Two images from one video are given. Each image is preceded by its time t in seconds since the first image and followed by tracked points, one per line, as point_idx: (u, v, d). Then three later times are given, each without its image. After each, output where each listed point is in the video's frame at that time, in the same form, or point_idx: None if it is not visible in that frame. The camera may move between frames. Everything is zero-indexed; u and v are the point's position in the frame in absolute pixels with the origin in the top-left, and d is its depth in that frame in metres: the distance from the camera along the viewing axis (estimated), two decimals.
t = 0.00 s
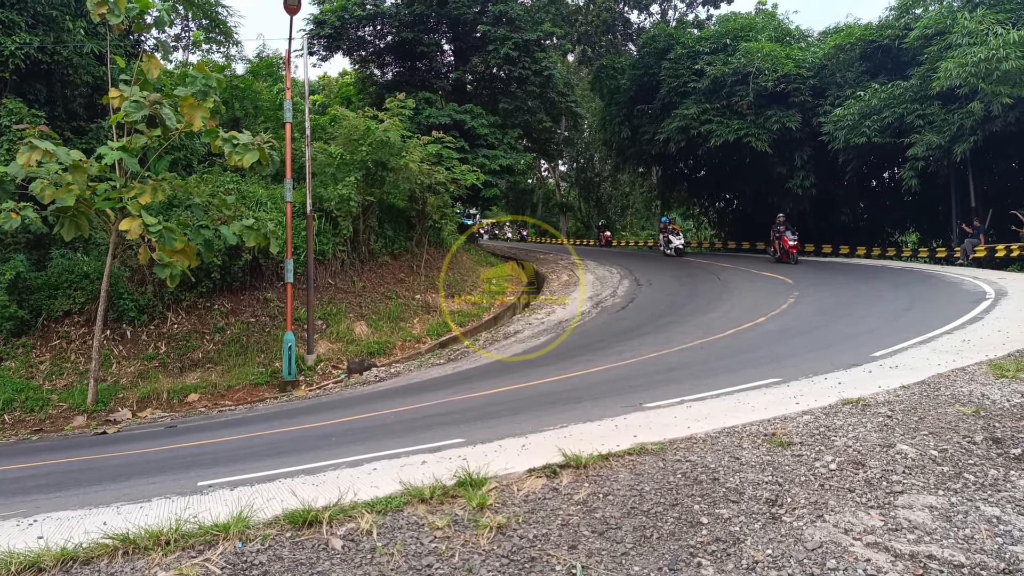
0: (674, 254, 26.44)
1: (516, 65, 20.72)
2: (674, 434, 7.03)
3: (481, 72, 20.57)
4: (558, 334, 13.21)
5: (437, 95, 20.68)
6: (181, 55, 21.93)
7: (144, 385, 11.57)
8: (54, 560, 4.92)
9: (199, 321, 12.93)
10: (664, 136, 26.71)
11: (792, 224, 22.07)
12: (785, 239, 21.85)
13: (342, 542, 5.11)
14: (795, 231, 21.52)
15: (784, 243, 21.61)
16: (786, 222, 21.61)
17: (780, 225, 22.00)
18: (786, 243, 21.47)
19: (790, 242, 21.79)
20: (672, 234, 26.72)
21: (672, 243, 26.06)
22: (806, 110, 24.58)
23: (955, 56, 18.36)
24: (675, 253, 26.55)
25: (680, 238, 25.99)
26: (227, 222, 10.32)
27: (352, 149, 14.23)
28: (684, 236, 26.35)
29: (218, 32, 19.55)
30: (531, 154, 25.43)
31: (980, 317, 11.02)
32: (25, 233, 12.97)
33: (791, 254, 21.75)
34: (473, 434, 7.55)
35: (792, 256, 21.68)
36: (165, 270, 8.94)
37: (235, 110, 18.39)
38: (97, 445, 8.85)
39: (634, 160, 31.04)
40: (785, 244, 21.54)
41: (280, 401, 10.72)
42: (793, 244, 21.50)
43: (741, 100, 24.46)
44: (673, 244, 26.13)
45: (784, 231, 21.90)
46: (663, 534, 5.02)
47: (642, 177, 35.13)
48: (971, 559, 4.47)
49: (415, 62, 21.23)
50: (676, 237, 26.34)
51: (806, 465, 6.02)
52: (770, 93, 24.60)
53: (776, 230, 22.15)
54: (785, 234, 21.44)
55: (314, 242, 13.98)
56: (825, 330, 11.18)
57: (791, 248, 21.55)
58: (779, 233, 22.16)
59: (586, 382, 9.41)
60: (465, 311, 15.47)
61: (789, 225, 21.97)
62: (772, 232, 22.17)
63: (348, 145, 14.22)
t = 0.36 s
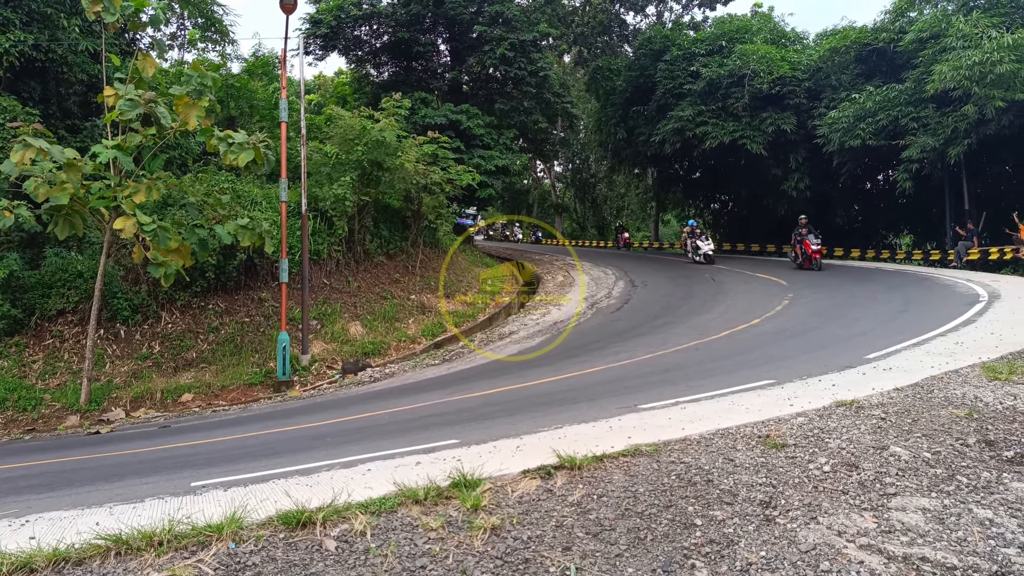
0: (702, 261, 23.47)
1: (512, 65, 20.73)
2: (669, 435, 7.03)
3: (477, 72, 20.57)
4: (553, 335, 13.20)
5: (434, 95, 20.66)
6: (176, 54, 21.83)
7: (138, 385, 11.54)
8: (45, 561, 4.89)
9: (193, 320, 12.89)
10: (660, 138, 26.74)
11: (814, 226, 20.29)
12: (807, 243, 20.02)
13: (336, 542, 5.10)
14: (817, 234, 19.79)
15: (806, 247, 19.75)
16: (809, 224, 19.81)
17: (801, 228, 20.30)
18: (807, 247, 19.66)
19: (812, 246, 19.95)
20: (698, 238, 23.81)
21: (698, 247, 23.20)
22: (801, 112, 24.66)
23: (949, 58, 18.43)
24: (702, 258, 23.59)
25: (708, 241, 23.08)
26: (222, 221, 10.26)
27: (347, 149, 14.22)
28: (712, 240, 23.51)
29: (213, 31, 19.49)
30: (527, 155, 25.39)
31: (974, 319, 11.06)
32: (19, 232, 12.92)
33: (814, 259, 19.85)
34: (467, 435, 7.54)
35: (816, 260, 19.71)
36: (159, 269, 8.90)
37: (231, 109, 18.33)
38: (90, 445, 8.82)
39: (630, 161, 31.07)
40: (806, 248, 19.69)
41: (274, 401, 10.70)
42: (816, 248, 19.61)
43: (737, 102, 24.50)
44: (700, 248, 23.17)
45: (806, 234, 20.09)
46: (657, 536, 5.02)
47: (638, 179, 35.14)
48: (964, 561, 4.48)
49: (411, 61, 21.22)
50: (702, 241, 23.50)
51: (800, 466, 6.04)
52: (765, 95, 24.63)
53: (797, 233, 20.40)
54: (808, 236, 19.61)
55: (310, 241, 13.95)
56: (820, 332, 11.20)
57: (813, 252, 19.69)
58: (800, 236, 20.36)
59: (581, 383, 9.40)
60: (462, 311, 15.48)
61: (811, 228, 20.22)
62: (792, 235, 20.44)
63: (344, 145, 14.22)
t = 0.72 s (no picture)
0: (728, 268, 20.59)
1: (509, 65, 20.73)
2: (666, 436, 7.04)
3: (474, 72, 20.55)
4: (550, 335, 13.20)
5: (431, 94, 20.67)
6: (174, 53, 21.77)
7: (135, 385, 11.53)
8: (42, 562, 4.88)
9: (190, 320, 12.88)
10: (658, 138, 26.75)
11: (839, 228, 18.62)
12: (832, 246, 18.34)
13: (333, 543, 5.10)
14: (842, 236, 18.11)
15: (831, 251, 18.09)
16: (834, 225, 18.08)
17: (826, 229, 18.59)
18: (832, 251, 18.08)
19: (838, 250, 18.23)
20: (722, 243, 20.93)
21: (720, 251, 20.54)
22: (798, 111, 24.69)
23: (947, 58, 18.46)
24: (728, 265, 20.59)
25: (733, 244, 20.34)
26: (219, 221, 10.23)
27: (345, 149, 14.22)
28: (738, 243, 20.64)
29: (211, 31, 19.45)
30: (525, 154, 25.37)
31: (971, 319, 11.08)
32: (16, 231, 12.90)
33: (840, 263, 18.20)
34: (465, 436, 7.54)
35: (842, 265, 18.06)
36: (157, 269, 8.87)
37: (228, 109, 18.30)
38: (88, 445, 8.81)
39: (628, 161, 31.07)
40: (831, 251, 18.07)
41: (272, 401, 10.70)
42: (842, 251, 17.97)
43: (734, 102, 24.51)
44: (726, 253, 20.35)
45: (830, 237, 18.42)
46: (654, 536, 5.03)
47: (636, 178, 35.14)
48: (960, 561, 4.49)
49: (408, 61, 21.24)
50: (727, 244, 20.63)
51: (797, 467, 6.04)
52: (763, 95, 24.64)
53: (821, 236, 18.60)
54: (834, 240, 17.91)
55: (307, 241, 13.94)
56: (817, 332, 11.21)
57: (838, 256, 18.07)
58: (824, 238, 18.68)
59: (579, 383, 9.40)
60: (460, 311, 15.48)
61: (835, 229, 18.58)
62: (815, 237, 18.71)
63: (341, 145, 14.24)
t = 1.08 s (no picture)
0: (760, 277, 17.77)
1: (511, 65, 20.73)
2: (668, 435, 7.03)
3: (476, 72, 20.53)
4: (552, 335, 13.20)
5: (433, 94, 20.70)
6: (175, 54, 21.78)
7: (138, 386, 11.55)
8: (46, 562, 4.88)
9: (193, 321, 12.89)
10: (659, 137, 26.72)
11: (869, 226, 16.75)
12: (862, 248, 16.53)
13: (336, 543, 5.10)
14: (874, 236, 16.25)
15: (862, 253, 16.31)
16: (865, 225, 16.17)
17: (855, 229, 16.76)
18: (863, 253, 16.27)
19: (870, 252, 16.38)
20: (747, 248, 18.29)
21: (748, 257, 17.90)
22: (800, 110, 24.67)
23: (949, 56, 18.43)
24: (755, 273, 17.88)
25: (761, 248, 17.54)
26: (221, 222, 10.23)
27: (347, 149, 14.24)
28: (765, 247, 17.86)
29: (212, 31, 19.46)
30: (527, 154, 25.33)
31: (974, 318, 11.05)
32: (19, 232, 12.92)
33: (873, 266, 16.43)
34: (467, 436, 7.54)
35: (875, 268, 16.28)
36: (159, 270, 8.88)
37: (229, 110, 18.31)
38: (91, 446, 8.82)
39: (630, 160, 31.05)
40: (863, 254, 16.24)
41: (274, 402, 10.71)
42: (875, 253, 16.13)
43: (735, 100, 24.51)
44: (752, 258, 17.65)
45: (861, 237, 16.55)
46: (657, 535, 5.03)
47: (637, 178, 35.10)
48: (964, 560, 4.48)
49: (409, 61, 21.30)
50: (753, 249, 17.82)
51: (799, 466, 6.03)
52: (765, 94, 24.62)
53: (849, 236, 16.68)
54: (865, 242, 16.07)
55: (309, 242, 13.94)
56: (820, 331, 11.18)
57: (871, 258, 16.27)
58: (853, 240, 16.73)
59: (581, 383, 9.39)
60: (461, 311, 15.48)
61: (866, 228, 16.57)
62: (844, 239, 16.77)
63: (343, 145, 14.25)
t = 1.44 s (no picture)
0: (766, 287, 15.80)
1: (502, 65, 20.74)
2: (658, 434, 7.06)
3: (467, 72, 20.55)
4: (543, 335, 13.22)
5: (424, 94, 20.72)
6: (166, 54, 21.71)
7: (126, 385, 11.48)
8: (32, 563, 4.84)
9: (182, 321, 12.83)
10: (650, 139, 26.80)
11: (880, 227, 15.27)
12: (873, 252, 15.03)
13: (325, 543, 5.09)
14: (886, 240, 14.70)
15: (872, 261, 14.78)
16: (877, 227, 14.64)
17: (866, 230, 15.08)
18: (874, 258, 14.83)
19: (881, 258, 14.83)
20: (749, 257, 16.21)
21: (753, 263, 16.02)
22: (789, 112, 24.83)
23: (937, 59, 18.56)
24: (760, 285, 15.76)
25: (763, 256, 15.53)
26: (211, 221, 10.18)
27: (338, 148, 14.23)
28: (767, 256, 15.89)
29: (203, 31, 19.38)
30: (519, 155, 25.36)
31: (961, 318, 11.14)
32: (6, 231, 12.82)
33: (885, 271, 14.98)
34: (457, 435, 7.53)
35: (887, 274, 14.86)
36: (148, 270, 8.82)
37: (220, 109, 18.26)
38: (79, 446, 8.76)
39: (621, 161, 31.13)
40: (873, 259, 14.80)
41: (264, 401, 10.67)
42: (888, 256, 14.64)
43: (726, 103, 24.65)
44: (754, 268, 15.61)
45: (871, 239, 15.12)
46: (647, 534, 5.04)
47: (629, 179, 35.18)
48: (950, 557, 4.52)
49: (401, 61, 21.33)
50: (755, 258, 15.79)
51: (788, 465, 6.07)
52: (755, 96, 24.76)
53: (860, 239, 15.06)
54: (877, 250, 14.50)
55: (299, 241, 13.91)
56: (809, 331, 11.24)
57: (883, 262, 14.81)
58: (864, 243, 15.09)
59: (572, 383, 9.40)
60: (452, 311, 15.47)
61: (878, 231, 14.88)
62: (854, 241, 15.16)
63: (335, 144, 14.24)
